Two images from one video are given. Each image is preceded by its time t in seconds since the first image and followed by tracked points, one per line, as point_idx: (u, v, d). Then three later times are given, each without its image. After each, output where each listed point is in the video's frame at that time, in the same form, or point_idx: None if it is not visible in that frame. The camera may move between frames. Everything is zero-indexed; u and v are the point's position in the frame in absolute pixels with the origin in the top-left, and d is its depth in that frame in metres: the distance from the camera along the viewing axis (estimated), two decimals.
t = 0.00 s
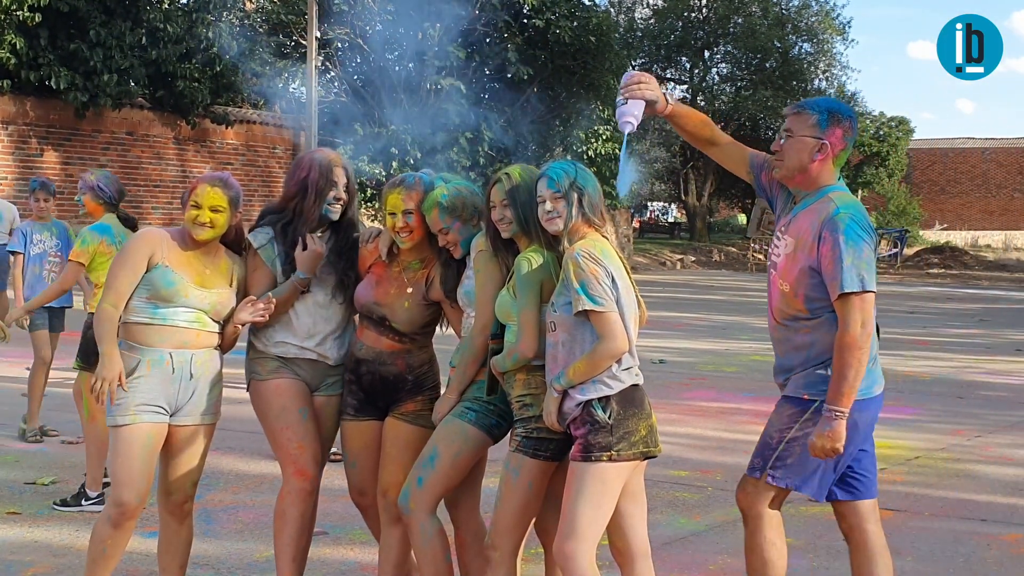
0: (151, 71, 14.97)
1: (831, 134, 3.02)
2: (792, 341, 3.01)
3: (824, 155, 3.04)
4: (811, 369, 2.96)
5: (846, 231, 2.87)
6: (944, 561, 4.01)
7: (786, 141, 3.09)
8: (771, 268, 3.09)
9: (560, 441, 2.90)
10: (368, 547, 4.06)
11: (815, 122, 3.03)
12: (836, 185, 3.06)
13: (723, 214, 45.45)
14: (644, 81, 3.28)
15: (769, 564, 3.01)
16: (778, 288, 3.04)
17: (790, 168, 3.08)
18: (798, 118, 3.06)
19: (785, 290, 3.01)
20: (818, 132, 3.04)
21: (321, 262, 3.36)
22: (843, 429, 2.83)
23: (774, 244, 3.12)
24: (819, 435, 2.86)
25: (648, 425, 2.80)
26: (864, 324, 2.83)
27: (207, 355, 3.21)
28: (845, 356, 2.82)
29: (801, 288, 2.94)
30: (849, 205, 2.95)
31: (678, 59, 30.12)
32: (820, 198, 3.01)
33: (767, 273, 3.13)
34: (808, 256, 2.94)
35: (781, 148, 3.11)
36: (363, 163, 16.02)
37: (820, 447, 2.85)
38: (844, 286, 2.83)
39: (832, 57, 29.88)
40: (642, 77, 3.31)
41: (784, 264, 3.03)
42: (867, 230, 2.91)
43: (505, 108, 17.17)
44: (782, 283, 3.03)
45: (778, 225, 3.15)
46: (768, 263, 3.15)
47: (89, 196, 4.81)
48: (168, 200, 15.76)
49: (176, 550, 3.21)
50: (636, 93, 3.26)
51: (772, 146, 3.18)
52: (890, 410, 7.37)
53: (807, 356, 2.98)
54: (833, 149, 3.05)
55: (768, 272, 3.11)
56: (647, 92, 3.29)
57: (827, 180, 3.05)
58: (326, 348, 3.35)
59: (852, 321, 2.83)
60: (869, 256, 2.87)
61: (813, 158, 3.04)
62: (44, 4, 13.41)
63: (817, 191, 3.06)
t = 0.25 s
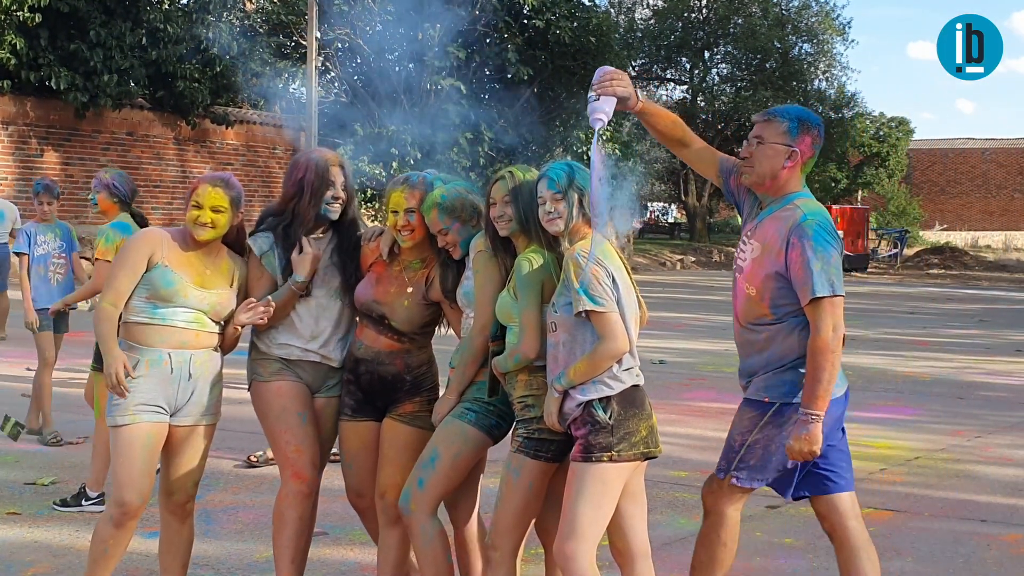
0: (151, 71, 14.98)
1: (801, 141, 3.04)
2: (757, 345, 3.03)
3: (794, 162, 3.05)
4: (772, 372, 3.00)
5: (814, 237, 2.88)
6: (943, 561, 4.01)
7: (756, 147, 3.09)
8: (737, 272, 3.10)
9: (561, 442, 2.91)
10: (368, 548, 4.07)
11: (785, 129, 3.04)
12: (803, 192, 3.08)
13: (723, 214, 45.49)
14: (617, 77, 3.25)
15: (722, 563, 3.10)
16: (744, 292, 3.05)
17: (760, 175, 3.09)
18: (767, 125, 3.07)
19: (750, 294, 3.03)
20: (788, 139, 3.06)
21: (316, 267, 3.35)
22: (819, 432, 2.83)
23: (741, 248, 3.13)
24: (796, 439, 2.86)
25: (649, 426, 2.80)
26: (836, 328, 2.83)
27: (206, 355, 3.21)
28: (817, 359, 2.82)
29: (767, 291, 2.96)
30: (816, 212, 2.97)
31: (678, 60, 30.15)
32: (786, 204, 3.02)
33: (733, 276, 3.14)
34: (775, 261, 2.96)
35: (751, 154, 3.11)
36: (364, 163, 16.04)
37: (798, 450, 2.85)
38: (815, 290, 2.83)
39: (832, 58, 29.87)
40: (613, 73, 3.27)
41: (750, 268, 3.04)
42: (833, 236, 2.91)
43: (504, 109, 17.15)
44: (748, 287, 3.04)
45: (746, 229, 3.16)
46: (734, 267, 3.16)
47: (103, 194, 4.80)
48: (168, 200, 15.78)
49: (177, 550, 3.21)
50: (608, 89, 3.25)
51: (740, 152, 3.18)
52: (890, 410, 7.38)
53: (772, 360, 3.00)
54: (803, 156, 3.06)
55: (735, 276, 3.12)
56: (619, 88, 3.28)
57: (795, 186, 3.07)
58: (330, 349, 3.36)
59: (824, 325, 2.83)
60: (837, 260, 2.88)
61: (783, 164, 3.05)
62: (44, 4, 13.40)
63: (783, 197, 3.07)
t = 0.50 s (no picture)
0: (153, 71, 14.99)
1: (768, 145, 3.07)
2: (717, 344, 3.05)
3: (761, 165, 3.08)
4: (731, 372, 3.01)
5: (777, 241, 2.91)
6: (945, 561, 4.00)
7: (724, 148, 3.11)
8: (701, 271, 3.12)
9: (564, 443, 2.90)
10: (369, 547, 4.06)
11: (753, 132, 3.06)
12: (770, 195, 3.11)
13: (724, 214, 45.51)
14: (585, 74, 3.31)
15: (698, 561, 3.13)
16: (706, 292, 3.07)
17: (727, 177, 3.10)
18: (734, 128, 3.10)
19: (712, 293, 3.05)
20: (755, 143, 3.08)
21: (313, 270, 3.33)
22: (800, 430, 2.85)
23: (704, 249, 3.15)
24: (779, 438, 2.87)
25: (651, 426, 2.80)
26: (806, 328, 2.85)
27: (207, 355, 3.20)
28: (792, 359, 2.84)
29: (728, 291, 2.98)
30: (778, 215, 2.99)
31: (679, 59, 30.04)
32: (750, 207, 3.04)
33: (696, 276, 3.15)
34: (738, 262, 2.98)
35: (718, 156, 3.13)
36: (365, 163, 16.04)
37: (782, 449, 2.86)
38: (783, 292, 2.86)
39: (834, 57, 30.05)
40: (582, 71, 3.34)
41: (712, 269, 3.07)
42: (797, 239, 2.94)
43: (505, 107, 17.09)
44: (711, 287, 3.06)
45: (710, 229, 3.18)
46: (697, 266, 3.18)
47: (119, 196, 4.83)
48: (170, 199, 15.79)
49: (179, 550, 3.21)
50: (575, 86, 3.31)
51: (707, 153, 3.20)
52: (892, 409, 7.37)
53: (733, 359, 3.01)
54: (769, 159, 3.09)
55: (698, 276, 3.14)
56: (586, 85, 3.34)
57: (759, 189, 3.09)
58: (331, 349, 3.35)
59: (794, 325, 2.85)
60: (802, 262, 2.91)
61: (750, 166, 3.07)
62: (45, 4, 13.40)
63: (748, 199, 3.10)
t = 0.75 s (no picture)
0: (152, 72, 15.00)
1: (742, 144, 3.09)
2: (689, 342, 3.07)
3: (735, 164, 3.09)
4: (704, 368, 3.03)
5: (746, 241, 2.91)
6: (944, 561, 4.00)
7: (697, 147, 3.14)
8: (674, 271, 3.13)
9: (564, 444, 2.89)
10: (369, 548, 4.06)
11: (726, 132, 3.08)
12: (744, 193, 3.12)
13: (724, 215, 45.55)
14: (559, 72, 3.37)
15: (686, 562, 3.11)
16: (678, 291, 3.08)
17: (702, 177, 3.11)
18: (708, 127, 3.12)
19: (684, 292, 3.06)
20: (729, 142, 3.10)
21: (311, 272, 3.31)
22: (781, 427, 2.89)
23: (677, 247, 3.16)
24: (761, 434, 2.91)
25: (651, 426, 2.81)
26: (780, 325, 2.87)
27: (206, 355, 3.20)
28: (767, 355, 2.87)
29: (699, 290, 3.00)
30: (749, 214, 2.99)
31: (678, 60, 30.07)
32: (722, 206, 3.05)
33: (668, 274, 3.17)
34: (710, 261, 2.99)
35: (692, 154, 3.14)
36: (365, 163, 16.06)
37: (765, 446, 2.90)
38: (755, 291, 2.87)
39: (833, 58, 30.06)
40: (557, 70, 3.40)
41: (685, 268, 3.08)
42: (766, 237, 2.94)
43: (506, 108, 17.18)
44: (683, 286, 3.07)
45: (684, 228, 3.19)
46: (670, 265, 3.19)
47: (128, 198, 4.82)
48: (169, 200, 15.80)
49: (179, 550, 3.21)
50: (549, 84, 3.36)
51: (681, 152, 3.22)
52: (891, 410, 7.38)
53: (706, 358, 3.03)
54: (743, 158, 3.11)
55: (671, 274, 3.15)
56: (560, 83, 3.38)
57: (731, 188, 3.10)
58: (331, 351, 3.36)
59: (768, 323, 2.87)
60: (772, 260, 2.92)
61: (724, 165, 3.09)
62: (45, 4, 13.40)
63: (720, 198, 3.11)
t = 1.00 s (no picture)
0: (152, 72, 15.02)
1: (704, 140, 3.18)
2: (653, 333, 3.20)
3: (698, 159, 3.20)
4: (674, 361, 3.16)
5: (709, 234, 3.03)
6: (944, 562, 4.01)
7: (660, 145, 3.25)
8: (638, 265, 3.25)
9: (565, 445, 2.88)
10: (368, 548, 4.07)
11: (689, 128, 3.17)
12: (706, 187, 3.24)
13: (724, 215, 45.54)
14: (519, 69, 3.54)
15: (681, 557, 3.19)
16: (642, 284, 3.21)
17: (668, 170, 3.23)
18: (671, 124, 3.22)
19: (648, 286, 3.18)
20: (692, 137, 3.20)
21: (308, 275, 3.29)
22: (743, 416, 3.07)
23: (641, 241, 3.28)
24: (724, 425, 3.09)
25: (652, 428, 2.81)
26: (740, 316, 3.03)
27: (207, 356, 3.21)
28: (729, 349, 3.02)
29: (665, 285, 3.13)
30: (712, 208, 3.11)
31: (679, 60, 30.13)
32: (686, 200, 3.17)
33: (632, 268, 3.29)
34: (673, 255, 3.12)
35: (656, 150, 3.26)
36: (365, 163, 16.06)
37: (730, 436, 3.07)
38: (716, 285, 3.01)
39: (833, 58, 30.04)
40: (521, 67, 3.57)
41: (649, 262, 3.19)
42: (730, 231, 3.08)
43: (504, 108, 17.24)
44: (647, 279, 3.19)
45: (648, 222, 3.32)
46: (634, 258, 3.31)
47: (145, 197, 4.80)
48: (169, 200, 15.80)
49: (179, 550, 3.21)
50: (512, 79, 3.55)
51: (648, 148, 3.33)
52: (891, 410, 7.38)
53: (671, 350, 3.16)
54: (705, 154, 3.21)
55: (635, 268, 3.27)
56: (521, 79, 3.58)
57: (694, 185, 3.22)
58: (331, 351, 3.36)
59: (728, 315, 3.02)
60: (734, 253, 3.05)
61: (687, 162, 3.19)
62: (45, 4, 13.42)
63: (682, 192, 3.23)
